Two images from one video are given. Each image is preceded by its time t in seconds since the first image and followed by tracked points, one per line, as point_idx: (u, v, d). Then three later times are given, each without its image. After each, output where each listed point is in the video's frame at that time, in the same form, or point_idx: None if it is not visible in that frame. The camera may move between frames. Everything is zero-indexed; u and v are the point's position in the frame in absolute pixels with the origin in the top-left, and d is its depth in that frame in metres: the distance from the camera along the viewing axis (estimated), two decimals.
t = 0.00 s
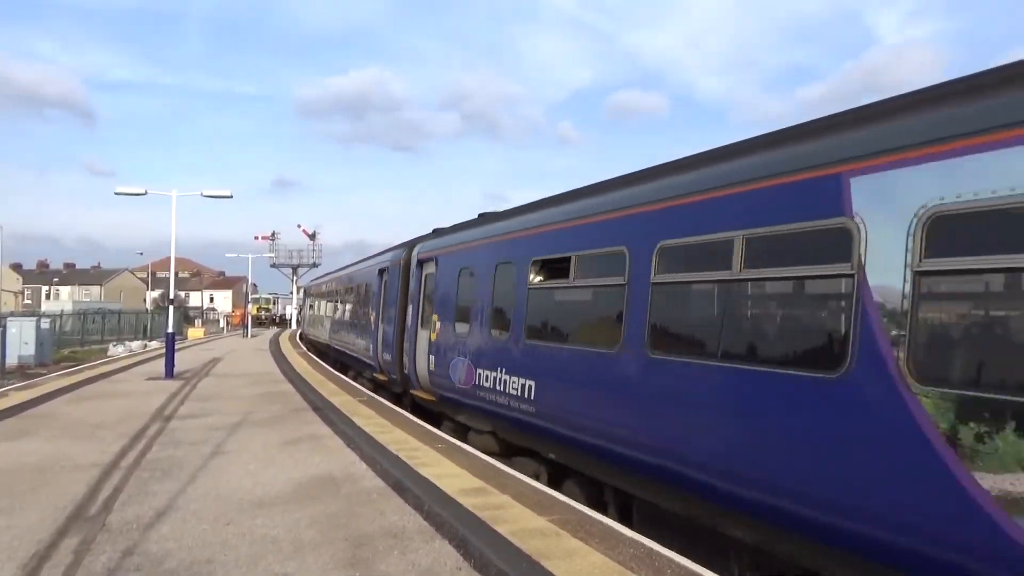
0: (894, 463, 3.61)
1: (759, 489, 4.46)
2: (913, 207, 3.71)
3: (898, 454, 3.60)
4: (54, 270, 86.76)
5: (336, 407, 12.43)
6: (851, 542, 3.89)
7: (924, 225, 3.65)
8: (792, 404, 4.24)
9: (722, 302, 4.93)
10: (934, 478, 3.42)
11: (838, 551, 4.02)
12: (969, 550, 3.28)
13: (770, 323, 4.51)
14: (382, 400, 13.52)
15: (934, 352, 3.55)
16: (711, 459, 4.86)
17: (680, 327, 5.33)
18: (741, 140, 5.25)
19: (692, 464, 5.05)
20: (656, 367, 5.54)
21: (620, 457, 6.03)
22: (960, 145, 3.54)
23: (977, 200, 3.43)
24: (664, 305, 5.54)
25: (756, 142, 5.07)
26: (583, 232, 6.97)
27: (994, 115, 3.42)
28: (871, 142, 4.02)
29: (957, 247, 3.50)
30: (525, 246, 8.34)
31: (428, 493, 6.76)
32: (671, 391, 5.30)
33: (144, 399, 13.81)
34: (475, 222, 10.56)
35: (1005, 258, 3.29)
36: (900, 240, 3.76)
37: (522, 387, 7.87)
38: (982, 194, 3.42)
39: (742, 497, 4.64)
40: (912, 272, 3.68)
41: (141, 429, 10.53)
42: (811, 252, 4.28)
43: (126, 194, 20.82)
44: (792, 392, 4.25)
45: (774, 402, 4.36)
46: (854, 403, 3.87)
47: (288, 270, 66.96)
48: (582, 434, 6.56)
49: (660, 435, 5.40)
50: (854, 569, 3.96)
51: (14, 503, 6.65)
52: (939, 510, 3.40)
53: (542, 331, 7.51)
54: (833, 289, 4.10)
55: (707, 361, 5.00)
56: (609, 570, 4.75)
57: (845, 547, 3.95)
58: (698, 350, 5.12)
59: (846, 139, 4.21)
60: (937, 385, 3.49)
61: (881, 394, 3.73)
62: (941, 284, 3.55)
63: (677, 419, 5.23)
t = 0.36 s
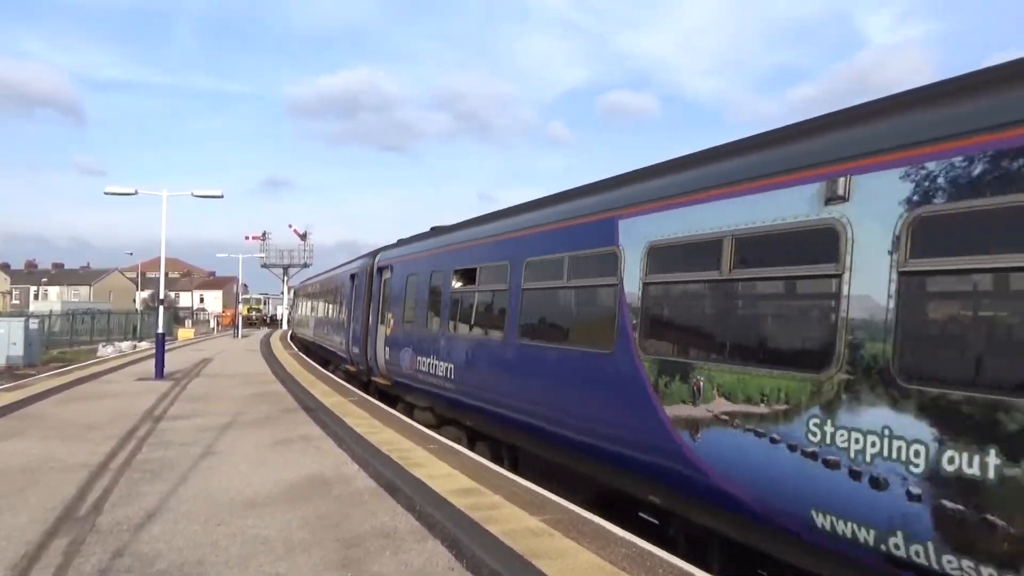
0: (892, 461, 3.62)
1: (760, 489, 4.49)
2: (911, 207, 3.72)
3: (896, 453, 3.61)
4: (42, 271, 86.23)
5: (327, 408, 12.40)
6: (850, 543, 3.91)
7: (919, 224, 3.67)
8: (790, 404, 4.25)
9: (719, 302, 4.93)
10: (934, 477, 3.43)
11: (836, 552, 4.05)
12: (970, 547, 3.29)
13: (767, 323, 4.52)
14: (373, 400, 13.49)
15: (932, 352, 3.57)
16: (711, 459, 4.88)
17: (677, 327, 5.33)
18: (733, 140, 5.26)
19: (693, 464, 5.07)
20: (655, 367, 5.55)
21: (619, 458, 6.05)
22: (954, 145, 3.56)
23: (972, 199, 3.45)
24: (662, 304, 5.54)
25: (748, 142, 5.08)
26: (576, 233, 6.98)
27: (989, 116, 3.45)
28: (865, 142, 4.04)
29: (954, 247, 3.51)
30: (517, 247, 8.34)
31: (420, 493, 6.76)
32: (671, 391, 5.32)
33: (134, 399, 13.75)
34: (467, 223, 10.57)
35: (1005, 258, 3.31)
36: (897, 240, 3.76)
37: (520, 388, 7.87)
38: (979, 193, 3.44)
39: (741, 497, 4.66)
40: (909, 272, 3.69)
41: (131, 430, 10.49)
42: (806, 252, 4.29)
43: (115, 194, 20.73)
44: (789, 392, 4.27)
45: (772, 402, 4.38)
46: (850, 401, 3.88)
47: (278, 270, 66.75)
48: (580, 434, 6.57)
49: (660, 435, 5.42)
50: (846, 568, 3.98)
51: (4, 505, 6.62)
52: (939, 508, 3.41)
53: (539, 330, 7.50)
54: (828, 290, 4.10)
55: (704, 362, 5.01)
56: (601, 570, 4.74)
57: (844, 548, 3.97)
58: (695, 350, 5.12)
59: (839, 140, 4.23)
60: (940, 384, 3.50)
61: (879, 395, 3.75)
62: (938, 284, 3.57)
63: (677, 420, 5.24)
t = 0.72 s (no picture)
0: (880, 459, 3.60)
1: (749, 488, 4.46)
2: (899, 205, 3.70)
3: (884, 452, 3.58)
4: (33, 271, 85.86)
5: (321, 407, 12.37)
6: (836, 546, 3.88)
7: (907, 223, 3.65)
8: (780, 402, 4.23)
9: (713, 300, 4.89)
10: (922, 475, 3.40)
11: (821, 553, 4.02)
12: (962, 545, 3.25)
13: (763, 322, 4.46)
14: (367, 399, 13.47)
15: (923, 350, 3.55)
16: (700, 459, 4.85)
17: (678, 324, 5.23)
18: (725, 140, 5.24)
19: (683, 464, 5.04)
20: (651, 363, 5.46)
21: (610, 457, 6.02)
22: (941, 143, 3.55)
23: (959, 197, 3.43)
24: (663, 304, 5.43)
25: (740, 142, 5.06)
26: (569, 232, 6.94)
27: (975, 114, 3.44)
28: (855, 141, 4.03)
29: (939, 244, 3.50)
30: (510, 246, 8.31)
31: (415, 492, 6.76)
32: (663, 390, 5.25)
33: (127, 400, 13.71)
34: (461, 223, 10.55)
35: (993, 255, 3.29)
36: (885, 239, 3.74)
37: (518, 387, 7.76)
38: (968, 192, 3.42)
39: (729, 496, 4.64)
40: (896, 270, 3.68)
41: (124, 430, 10.46)
42: (798, 250, 4.26)
43: (106, 193, 20.60)
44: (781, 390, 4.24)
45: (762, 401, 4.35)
46: (840, 400, 3.86)
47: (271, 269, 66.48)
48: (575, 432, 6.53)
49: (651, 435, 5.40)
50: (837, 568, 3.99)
51: None
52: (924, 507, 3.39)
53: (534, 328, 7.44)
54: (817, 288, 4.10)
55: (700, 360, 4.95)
56: (595, 568, 4.75)
57: (829, 549, 3.95)
58: (692, 349, 5.04)
59: (831, 139, 4.22)
60: (931, 383, 3.48)
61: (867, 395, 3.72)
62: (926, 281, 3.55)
63: (670, 421, 5.18)
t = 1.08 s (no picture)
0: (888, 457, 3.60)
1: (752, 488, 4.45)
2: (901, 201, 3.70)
3: (889, 448, 3.59)
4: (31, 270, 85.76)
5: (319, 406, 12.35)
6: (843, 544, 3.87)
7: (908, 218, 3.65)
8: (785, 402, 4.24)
9: (716, 298, 4.88)
10: (927, 470, 3.40)
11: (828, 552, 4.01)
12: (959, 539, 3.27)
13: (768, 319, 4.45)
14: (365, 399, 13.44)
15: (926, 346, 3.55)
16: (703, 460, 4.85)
17: (683, 328, 5.16)
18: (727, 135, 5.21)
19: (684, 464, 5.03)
20: (654, 366, 5.40)
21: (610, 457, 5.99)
22: (942, 138, 3.56)
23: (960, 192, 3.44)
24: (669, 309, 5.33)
25: (738, 138, 5.06)
26: (566, 230, 6.93)
27: (975, 110, 3.45)
28: (856, 137, 4.04)
29: (942, 240, 3.50)
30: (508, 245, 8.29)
31: (413, 491, 6.75)
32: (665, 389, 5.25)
33: (124, 399, 13.68)
34: (458, 221, 10.52)
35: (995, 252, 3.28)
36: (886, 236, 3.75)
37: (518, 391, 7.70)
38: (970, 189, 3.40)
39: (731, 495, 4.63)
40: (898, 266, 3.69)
41: (121, 429, 10.44)
42: (802, 248, 4.25)
43: (103, 192, 20.52)
44: (785, 388, 4.24)
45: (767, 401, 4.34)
46: (846, 397, 3.87)
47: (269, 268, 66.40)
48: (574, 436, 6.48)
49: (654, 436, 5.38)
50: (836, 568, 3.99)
51: None
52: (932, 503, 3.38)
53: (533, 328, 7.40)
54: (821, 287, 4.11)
55: (702, 362, 4.93)
56: (593, 568, 4.73)
57: (835, 548, 3.94)
58: (693, 347, 5.03)
59: (831, 135, 4.22)
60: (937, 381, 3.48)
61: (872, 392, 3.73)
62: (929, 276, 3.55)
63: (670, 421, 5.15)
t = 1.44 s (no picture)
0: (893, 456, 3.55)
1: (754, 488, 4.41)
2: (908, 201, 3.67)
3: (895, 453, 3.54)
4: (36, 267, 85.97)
5: (322, 403, 12.36)
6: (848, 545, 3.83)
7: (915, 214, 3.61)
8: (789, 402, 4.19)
9: (715, 297, 4.85)
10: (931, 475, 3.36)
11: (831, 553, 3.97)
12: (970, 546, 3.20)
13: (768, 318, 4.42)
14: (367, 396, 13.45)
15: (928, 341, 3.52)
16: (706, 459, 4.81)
17: (689, 329, 5.09)
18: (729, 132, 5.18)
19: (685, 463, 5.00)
20: (656, 365, 5.34)
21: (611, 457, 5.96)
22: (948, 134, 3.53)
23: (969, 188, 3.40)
24: (675, 311, 5.24)
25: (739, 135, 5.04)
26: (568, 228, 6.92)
27: (980, 105, 3.42)
28: (860, 132, 4.01)
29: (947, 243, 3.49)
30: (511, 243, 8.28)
31: (415, 488, 6.76)
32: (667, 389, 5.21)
33: (129, 395, 13.72)
34: (461, 219, 10.50)
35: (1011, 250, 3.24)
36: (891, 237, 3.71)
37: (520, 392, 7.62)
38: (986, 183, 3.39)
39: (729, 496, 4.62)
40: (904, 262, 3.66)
41: (125, 426, 10.47)
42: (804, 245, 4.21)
43: (109, 188, 20.55)
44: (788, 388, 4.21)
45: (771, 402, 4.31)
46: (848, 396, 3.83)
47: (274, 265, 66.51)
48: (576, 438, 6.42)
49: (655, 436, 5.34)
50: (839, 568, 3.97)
51: None
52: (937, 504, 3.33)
53: (536, 328, 7.35)
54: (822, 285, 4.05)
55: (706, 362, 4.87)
56: (595, 565, 4.74)
57: (839, 548, 3.90)
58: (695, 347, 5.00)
59: (835, 130, 4.20)
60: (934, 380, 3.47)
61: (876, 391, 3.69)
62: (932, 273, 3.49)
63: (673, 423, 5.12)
